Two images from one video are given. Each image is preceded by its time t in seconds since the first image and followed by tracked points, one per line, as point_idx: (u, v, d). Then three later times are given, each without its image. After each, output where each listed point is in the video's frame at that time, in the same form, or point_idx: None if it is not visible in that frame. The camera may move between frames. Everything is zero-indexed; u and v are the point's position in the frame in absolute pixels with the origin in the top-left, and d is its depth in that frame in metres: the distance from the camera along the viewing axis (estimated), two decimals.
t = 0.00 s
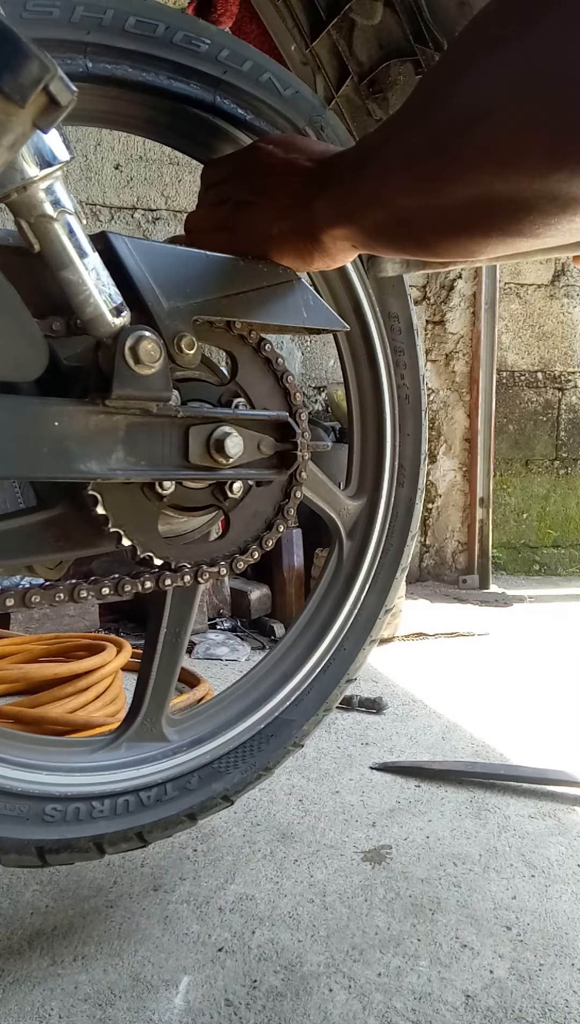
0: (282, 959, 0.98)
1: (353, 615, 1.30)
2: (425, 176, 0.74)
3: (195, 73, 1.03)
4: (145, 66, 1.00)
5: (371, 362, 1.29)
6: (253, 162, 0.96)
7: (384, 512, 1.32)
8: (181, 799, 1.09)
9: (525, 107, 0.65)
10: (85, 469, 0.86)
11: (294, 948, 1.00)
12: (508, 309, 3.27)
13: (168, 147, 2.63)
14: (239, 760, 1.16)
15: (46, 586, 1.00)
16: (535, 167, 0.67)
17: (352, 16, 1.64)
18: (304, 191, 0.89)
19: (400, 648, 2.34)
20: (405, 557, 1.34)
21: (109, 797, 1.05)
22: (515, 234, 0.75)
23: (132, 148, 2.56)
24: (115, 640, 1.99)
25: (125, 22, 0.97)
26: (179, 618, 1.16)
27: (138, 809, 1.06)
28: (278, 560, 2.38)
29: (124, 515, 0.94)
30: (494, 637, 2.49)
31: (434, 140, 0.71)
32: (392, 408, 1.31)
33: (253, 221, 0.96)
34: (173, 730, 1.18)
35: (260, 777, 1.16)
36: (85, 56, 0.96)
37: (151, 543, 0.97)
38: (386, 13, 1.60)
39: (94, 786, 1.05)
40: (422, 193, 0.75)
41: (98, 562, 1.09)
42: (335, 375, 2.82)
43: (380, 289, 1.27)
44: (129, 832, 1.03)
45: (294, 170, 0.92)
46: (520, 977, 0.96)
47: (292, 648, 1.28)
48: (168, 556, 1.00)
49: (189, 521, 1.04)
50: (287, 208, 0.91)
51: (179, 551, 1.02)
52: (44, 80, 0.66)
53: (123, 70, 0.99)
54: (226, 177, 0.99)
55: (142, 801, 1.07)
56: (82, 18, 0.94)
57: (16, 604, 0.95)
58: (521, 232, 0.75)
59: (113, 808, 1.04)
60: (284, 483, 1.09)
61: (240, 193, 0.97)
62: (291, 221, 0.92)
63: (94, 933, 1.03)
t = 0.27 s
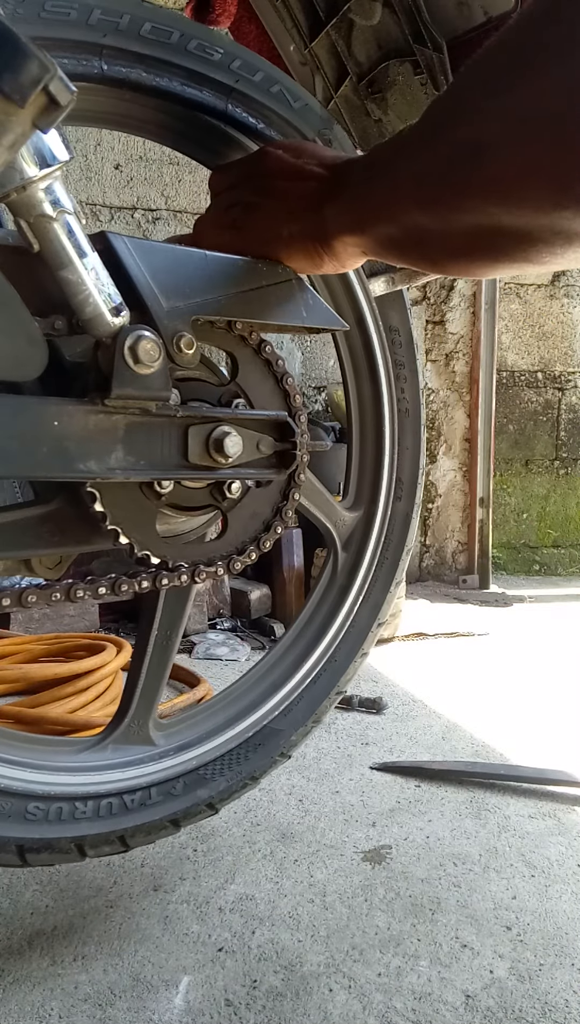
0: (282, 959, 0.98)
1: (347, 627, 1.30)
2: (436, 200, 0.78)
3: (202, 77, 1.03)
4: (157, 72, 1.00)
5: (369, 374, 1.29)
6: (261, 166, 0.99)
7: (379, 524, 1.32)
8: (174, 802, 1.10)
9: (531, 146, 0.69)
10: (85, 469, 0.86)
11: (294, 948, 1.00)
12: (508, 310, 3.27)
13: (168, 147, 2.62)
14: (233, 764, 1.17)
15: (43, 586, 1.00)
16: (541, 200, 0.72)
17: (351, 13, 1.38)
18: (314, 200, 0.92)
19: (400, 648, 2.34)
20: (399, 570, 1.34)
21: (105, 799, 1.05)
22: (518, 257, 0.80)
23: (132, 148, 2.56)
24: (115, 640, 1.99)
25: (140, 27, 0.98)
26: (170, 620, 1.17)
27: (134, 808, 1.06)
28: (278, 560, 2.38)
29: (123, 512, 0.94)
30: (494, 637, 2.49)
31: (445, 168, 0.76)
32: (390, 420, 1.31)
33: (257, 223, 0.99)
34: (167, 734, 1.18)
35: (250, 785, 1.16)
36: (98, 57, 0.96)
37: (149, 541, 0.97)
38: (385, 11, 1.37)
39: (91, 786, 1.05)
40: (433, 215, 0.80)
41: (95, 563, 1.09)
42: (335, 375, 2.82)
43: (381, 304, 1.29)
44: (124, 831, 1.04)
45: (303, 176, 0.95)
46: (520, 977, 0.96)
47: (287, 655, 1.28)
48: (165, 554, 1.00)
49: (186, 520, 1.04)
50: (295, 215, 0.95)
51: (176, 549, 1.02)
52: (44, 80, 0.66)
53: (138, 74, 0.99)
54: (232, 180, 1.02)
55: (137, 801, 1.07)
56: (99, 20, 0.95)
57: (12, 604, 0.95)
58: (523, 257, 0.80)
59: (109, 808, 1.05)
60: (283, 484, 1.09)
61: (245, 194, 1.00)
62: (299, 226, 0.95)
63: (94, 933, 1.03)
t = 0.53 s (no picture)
0: (282, 959, 0.98)
1: (345, 627, 1.30)
2: (439, 210, 0.78)
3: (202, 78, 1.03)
4: (156, 74, 1.00)
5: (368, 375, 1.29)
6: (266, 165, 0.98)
7: (377, 524, 1.32)
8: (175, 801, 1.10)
9: (535, 168, 0.69)
10: (84, 469, 0.86)
11: (294, 948, 1.00)
12: (508, 309, 3.27)
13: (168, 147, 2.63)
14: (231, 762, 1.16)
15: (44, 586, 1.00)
16: (544, 220, 0.72)
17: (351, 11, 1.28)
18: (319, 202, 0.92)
19: (400, 648, 2.34)
20: (398, 572, 1.34)
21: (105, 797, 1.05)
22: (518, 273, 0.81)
23: (132, 147, 2.56)
24: (114, 640, 1.99)
25: (139, 27, 0.98)
26: (172, 621, 1.17)
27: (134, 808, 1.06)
28: (278, 560, 2.38)
29: (122, 511, 0.93)
30: (494, 637, 2.48)
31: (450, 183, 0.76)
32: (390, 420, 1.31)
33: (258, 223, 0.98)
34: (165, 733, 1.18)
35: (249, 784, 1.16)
36: (98, 57, 0.96)
37: (148, 541, 0.97)
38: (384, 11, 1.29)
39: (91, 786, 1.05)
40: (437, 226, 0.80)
41: (94, 563, 1.09)
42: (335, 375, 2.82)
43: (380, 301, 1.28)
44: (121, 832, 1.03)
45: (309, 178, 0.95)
46: (520, 977, 0.96)
47: (286, 656, 1.27)
48: (163, 554, 1.00)
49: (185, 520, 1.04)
50: (299, 217, 0.94)
51: (175, 549, 1.02)
52: (44, 80, 0.66)
53: (137, 74, 0.99)
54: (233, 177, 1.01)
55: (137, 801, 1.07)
56: (98, 20, 0.95)
57: (11, 603, 0.95)
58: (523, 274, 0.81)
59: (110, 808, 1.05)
60: (282, 484, 1.09)
61: (249, 195, 0.99)
62: (302, 229, 0.95)
63: (94, 933, 1.03)
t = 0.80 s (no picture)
0: (282, 959, 0.98)
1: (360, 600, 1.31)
2: (407, 164, 0.62)
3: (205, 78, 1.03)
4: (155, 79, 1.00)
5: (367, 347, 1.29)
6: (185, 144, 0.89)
7: (388, 497, 1.33)
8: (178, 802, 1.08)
9: (512, 125, 0.55)
10: (85, 469, 0.86)
11: (294, 948, 1.00)
12: (508, 309, 3.27)
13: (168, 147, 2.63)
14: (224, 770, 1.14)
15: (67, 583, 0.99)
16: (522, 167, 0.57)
17: (351, 14, 1.50)
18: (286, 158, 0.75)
19: (400, 648, 2.34)
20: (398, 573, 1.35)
21: (110, 795, 1.04)
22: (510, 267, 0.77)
23: (132, 147, 2.57)
24: (115, 640, 1.99)
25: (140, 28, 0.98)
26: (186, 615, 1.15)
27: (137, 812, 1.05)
28: (278, 560, 2.38)
29: (133, 525, 0.95)
30: (494, 637, 2.49)
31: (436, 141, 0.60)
32: (391, 386, 1.31)
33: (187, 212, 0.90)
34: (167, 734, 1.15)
35: (237, 793, 1.14)
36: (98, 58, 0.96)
37: (162, 549, 0.99)
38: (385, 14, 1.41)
39: (95, 786, 1.04)
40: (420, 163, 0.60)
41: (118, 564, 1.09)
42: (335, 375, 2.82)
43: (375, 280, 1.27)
44: (115, 838, 1.01)
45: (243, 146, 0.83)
46: (520, 977, 0.96)
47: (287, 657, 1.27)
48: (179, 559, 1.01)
49: (201, 520, 1.04)
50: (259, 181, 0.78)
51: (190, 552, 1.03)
52: (44, 80, 0.66)
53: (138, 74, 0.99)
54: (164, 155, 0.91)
55: (141, 804, 1.06)
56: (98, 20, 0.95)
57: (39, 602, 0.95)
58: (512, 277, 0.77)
59: (112, 808, 1.03)
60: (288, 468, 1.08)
61: (205, 167, 0.85)
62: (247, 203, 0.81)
63: (94, 933, 1.03)
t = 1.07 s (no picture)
0: (282, 959, 0.98)
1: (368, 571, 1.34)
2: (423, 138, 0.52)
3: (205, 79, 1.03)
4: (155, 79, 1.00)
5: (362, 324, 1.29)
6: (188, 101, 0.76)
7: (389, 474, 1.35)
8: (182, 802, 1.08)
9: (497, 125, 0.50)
10: (85, 469, 0.86)
11: (294, 948, 1.00)
12: (508, 309, 3.27)
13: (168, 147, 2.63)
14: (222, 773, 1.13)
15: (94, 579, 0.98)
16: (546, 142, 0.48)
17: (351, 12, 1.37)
18: (331, 135, 0.69)
19: (400, 648, 2.34)
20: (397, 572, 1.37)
21: (105, 794, 1.04)
22: (462, 462, 1.07)
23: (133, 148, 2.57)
24: (115, 640, 1.99)
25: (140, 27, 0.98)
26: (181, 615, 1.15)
27: (133, 815, 1.04)
28: (278, 560, 2.38)
29: (151, 537, 0.97)
30: (494, 637, 2.49)
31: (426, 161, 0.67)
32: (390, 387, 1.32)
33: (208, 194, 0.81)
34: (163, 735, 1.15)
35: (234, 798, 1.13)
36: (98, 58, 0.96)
37: (181, 553, 1.01)
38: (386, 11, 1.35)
39: (91, 786, 1.04)
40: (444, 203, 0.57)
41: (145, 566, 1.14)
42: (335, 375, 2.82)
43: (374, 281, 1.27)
44: (116, 840, 1.00)
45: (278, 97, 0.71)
46: (520, 977, 0.96)
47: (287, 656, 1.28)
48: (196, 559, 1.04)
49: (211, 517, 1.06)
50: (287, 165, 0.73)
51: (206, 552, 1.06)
52: (44, 80, 0.66)
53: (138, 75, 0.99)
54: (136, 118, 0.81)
55: (135, 808, 1.05)
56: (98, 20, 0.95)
57: (68, 598, 0.95)
58: (450, 465, 1.09)
59: (110, 808, 1.03)
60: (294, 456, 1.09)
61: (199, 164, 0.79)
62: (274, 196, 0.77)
63: (94, 933, 1.03)
